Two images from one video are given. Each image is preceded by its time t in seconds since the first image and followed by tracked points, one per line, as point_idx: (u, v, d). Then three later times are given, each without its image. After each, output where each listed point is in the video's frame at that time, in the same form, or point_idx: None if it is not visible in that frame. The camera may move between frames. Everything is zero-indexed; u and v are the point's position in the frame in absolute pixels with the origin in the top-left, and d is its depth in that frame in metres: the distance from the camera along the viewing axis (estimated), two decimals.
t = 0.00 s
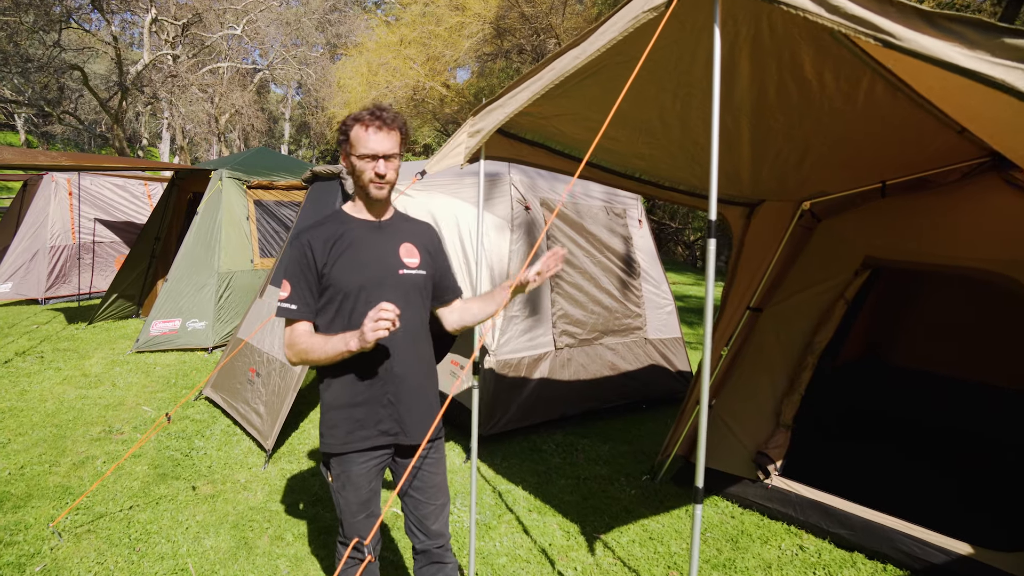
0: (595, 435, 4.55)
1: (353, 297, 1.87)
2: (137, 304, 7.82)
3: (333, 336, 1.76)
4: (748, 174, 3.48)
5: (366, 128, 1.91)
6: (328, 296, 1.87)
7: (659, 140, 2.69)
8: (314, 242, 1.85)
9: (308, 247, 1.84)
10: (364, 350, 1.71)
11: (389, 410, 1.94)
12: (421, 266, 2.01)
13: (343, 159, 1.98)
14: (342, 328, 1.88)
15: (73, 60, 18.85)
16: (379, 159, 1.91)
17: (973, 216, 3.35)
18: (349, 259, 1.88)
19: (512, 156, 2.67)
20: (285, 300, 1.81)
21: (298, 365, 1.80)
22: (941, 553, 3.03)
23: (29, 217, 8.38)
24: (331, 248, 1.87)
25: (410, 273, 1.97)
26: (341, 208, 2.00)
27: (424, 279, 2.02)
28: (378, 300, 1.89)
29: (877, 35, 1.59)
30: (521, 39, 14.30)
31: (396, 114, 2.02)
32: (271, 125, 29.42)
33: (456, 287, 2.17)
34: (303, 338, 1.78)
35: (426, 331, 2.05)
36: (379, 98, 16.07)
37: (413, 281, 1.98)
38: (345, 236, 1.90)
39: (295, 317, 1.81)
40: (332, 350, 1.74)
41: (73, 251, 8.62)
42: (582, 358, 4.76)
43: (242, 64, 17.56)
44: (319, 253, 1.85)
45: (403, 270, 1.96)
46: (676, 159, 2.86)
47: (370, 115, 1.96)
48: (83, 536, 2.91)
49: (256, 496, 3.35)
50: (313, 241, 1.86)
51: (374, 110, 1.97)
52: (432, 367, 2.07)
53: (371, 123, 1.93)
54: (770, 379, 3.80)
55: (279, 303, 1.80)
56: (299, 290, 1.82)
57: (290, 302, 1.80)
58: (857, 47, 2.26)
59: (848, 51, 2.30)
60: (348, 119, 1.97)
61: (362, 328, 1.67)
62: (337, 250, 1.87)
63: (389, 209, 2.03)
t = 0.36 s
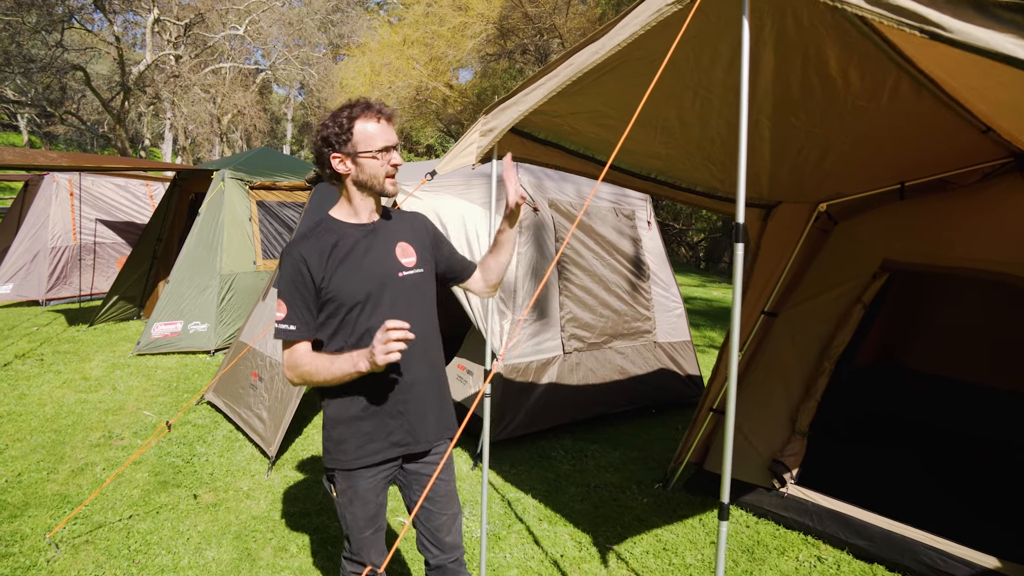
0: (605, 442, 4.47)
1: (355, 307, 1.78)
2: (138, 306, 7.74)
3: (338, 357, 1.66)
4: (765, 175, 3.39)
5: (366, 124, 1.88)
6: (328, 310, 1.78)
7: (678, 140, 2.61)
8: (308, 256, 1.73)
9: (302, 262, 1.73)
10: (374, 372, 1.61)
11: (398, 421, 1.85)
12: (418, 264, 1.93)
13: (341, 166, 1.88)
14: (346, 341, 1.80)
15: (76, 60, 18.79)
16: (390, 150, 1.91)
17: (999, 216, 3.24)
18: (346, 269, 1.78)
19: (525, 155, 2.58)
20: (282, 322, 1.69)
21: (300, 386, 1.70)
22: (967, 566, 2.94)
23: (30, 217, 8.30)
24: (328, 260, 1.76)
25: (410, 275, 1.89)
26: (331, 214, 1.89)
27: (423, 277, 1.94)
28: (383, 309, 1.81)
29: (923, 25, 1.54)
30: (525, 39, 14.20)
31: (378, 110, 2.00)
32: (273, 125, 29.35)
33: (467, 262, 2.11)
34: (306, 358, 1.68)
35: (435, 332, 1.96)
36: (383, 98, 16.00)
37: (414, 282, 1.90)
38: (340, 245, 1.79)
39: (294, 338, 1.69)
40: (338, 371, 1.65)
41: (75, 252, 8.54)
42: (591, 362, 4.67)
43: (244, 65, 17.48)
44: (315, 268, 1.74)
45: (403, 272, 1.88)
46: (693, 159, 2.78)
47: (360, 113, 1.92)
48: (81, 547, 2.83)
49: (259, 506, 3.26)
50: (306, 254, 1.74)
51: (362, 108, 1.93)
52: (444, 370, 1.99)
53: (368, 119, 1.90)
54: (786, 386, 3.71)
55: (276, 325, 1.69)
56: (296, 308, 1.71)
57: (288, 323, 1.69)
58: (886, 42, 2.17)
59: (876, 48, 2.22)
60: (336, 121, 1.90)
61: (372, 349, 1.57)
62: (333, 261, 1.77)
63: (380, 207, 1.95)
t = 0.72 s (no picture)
0: (614, 446, 4.40)
1: (370, 315, 1.72)
2: (140, 307, 7.68)
3: (362, 369, 1.60)
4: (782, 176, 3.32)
5: (371, 122, 1.77)
6: (342, 319, 1.70)
7: (695, 139, 2.56)
8: (320, 264, 1.65)
9: (314, 271, 1.64)
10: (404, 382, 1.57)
11: (419, 430, 1.79)
12: (430, 264, 1.87)
13: (342, 164, 1.79)
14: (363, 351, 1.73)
15: (77, 60, 18.72)
16: (394, 155, 1.77)
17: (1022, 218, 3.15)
18: (359, 275, 1.71)
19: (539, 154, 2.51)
20: (296, 335, 1.61)
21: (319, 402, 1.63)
22: None
23: (30, 217, 8.23)
24: (340, 266, 1.69)
25: (422, 275, 1.83)
26: (336, 218, 1.80)
27: (434, 276, 1.88)
28: (399, 314, 1.75)
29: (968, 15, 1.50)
30: (529, 38, 14.07)
31: (388, 104, 1.89)
32: (275, 125, 29.32)
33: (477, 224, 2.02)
34: (325, 373, 1.61)
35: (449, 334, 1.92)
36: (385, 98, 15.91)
37: (427, 283, 1.84)
38: (351, 250, 1.71)
39: (309, 351, 1.62)
40: (363, 382, 1.59)
41: (76, 252, 8.47)
42: (599, 365, 4.60)
43: (246, 65, 17.41)
44: (328, 276, 1.66)
45: (415, 274, 1.81)
46: (710, 158, 2.71)
47: (365, 109, 1.81)
48: (81, 556, 2.76)
49: (263, 513, 3.19)
50: (318, 262, 1.66)
51: (368, 104, 1.83)
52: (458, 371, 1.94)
53: (373, 116, 1.79)
54: (801, 391, 3.63)
55: (289, 338, 1.61)
56: (310, 320, 1.63)
57: (303, 336, 1.61)
58: (914, 38, 2.09)
59: (902, 43, 2.15)
60: (340, 116, 1.80)
61: (408, 358, 1.55)
62: (346, 267, 1.69)
63: (386, 210, 1.85)
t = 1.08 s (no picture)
0: (622, 453, 4.35)
1: (376, 324, 1.66)
2: (141, 310, 7.64)
3: (362, 379, 1.56)
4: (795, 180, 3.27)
5: (387, 131, 1.70)
6: (347, 328, 1.65)
7: (708, 144, 2.51)
8: (327, 269, 1.60)
9: (319, 276, 1.59)
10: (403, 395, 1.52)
11: (426, 446, 1.72)
12: (442, 276, 1.80)
13: (357, 164, 1.75)
14: (366, 361, 1.67)
15: (78, 60, 18.66)
16: (395, 168, 1.68)
17: None
18: (367, 283, 1.65)
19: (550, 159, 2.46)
20: (298, 341, 1.57)
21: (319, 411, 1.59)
22: None
23: (31, 219, 8.18)
24: (346, 273, 1.63)
25: (433, 286, 1.76)
26: (347, 223, 1.75)
27: (446, 287, 1.82)
28: (406, 325, 1.69)
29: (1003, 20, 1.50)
30: (530, 40, 13.73)
31: (421, 120, 1.81)
32: (277, 126, 29.29)
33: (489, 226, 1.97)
34: (326, 381, 1.57)
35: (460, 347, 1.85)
36: (386, 99, 15.82)
37: (438, 295, 1.78)
38: (360, 256, 1.66)
39: (310, 357, 1.57)
40: (361, 394, 1.55)
41: (76, 254, 8.43)
42: (605, 371, 4.55)
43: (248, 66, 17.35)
44: (333, 282, 1.61)
45: (425, 285, 1.75)
46: (723, 163, 2.67)
47: (392, 118, 1.75)
48: (82, 569, 2.71)
49: (267, 523, 3.14)
50: (324, 266, 1.61)
51: (396, 113, 1.76)
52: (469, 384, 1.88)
53: (392, 125, 1.72)
54: (814, 399, 3.57)
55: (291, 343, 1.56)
56: (313, 325, 1.58)
57: (304, 342, 1.57)
58: (936, 43, 2.04)
59: (925, 49, 2.10)
60: (367, 119, 1.77)
61: (407, 373, 1.49)
62: (352, 273, 1.64)
63: (398, 223, 1.77)
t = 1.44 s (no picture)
0: (632, 459, 4.30)
1: (390, 335, 1.59)
2: (143, 313, 7.58)
3: (372, 391, 1.50)
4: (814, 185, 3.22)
5: (406, 135, 1.65)
6: (360, 338, 1.59)
7: (731, 148, 2.46)
8: (341, 277, 1.55)
9: (333, 283, 1.54)
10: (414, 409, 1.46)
11: (439, 463, 1.66)
12: (461, 288, 1.74)
13: (375, 169, 1.70)
14: (380, 372, 1.61)
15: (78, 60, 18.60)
16: (414, 173, 1.62)
17: None
18: (381, 292, 1.59)
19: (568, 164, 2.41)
20: (309, 349, 1.52)
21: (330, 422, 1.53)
22: None
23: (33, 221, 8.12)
24: (361, 281, 1.58)
25: (451, 297, 1.70)
26: (365, 230, 1.70)
27: (466, 300, 1.74)
28: (422, 338, 1.63)
29: None
30: (532, 40, 13.77)
31: (441, 123, 1.76)
32: (278, 126, 29.25)
33: (515, 237, 1.89)
34: (339, 395, 1.51)
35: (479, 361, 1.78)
36: (388, 100, 15.76)
37: (456, 307, 1.71)
38: (376, 264, 1.61)
39: (321, 366, 1.52)
40: (373, 407, 1.48)
41: (78, 256, 8.37)
42: (615, 377, 4.49)
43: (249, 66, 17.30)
44: (347, 290, 1.56)
45: (443, 296, 1.69)
46: (742, 165, 2.61)
47: (411, 121, 1.69)
48: None
49: (275, 533, 3.08)
50: (338, 274, 1.56)
51: (416, 116, 1.70)
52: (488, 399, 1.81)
53: (410, 129, 1.66)
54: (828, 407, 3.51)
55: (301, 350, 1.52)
56: (326, 334, 1.53)
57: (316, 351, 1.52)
58: (970, 48, 1.99)
59: (960, 54, 2.05)
60: (386, 122, 1.70)
61: (417, 388, 1.42)
62: (366, 281, 1.58)
63: (418, 231, 1.72)
